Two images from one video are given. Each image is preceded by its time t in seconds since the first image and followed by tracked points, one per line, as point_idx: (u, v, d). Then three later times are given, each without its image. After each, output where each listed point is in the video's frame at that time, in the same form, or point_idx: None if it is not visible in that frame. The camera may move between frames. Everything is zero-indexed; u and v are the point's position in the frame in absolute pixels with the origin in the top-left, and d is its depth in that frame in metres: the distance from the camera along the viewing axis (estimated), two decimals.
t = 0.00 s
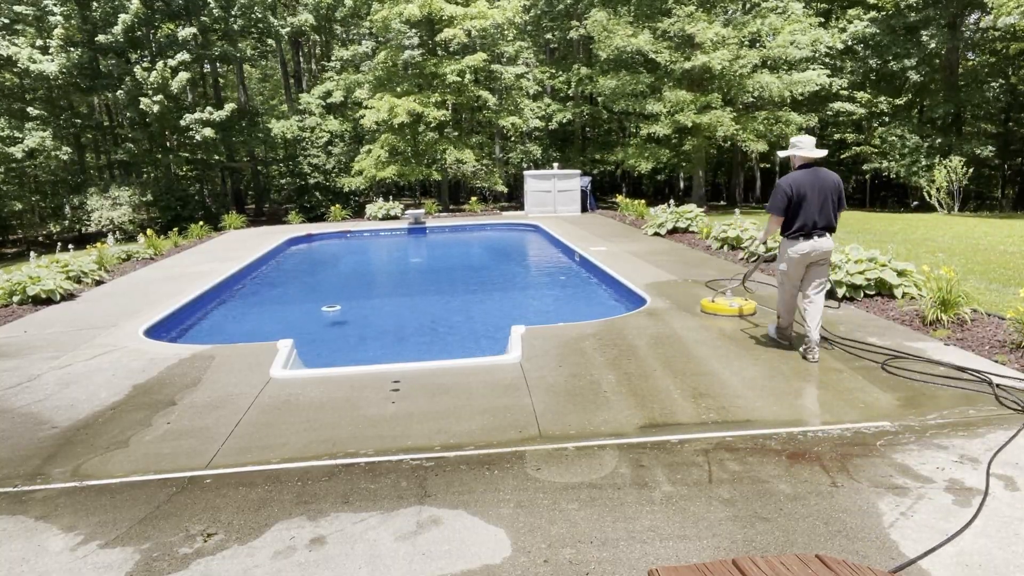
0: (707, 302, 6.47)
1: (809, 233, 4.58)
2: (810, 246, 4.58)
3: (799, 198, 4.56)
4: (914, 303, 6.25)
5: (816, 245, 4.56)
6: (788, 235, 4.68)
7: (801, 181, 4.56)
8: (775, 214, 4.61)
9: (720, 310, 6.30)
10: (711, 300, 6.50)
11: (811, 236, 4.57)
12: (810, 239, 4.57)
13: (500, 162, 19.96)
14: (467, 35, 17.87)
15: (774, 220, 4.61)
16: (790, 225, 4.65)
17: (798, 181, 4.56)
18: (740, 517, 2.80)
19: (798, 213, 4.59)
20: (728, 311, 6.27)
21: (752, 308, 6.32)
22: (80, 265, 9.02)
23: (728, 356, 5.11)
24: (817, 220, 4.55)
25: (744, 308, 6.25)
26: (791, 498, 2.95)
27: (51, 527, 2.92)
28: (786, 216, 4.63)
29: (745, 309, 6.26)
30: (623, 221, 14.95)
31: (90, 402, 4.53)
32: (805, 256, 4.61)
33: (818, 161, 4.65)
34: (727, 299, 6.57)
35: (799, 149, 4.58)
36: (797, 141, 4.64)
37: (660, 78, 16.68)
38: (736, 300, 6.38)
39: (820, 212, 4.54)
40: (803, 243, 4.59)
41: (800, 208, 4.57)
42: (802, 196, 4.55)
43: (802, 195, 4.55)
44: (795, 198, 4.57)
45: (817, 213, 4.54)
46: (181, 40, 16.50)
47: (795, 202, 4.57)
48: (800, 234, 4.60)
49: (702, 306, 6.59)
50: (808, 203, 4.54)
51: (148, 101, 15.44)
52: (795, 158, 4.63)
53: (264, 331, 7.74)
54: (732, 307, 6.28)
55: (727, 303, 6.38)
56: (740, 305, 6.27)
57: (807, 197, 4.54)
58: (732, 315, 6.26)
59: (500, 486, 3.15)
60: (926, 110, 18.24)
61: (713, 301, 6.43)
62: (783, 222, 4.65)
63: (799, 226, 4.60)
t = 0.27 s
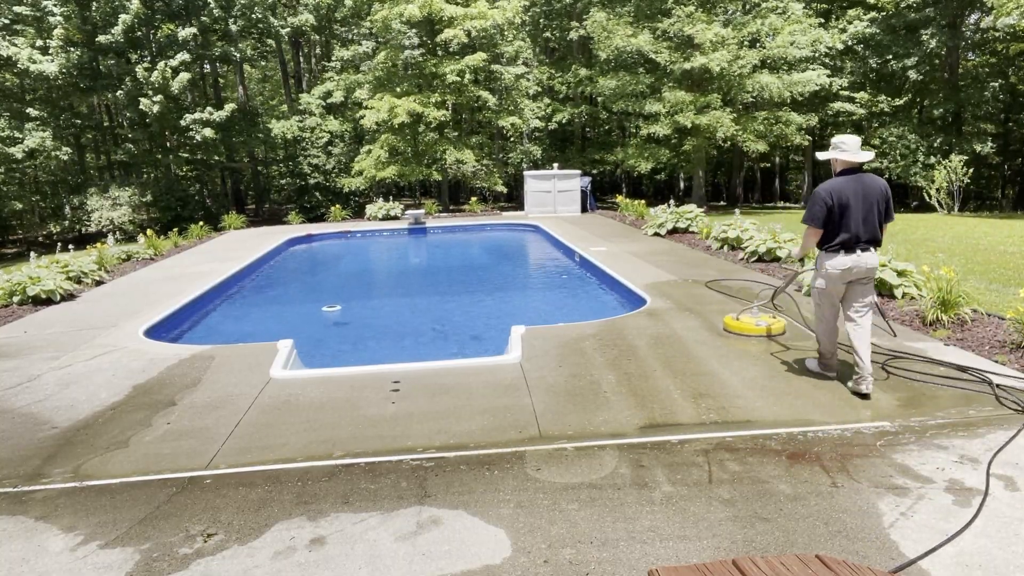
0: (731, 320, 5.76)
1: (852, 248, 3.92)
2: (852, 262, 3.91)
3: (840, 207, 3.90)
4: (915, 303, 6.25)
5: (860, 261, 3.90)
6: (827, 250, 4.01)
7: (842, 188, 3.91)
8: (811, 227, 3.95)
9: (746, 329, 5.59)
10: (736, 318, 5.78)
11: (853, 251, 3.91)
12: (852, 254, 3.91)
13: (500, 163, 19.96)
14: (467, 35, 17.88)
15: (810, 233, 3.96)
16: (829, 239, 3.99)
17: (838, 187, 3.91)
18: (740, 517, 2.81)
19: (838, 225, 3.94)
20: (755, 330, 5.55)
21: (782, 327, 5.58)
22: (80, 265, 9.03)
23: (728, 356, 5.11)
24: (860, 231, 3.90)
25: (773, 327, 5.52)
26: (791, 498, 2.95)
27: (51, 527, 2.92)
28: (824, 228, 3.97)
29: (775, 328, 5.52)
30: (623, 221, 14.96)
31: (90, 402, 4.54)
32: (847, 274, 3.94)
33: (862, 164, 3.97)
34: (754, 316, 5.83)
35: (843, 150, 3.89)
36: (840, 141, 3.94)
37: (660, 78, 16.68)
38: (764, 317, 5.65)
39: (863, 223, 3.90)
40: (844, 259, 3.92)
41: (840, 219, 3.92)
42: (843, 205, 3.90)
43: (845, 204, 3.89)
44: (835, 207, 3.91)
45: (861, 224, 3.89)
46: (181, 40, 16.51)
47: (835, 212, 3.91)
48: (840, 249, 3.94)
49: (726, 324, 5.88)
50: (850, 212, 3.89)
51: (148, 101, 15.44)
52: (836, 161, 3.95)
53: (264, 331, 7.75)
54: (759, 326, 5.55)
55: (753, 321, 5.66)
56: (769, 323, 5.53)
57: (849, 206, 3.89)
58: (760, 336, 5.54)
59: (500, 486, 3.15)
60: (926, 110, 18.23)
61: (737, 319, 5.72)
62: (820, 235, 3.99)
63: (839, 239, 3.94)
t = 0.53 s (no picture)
0: (770, 349, 4.89)
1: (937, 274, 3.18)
2: (936, 292, 3.18)
3: (922, 224, 3.16)
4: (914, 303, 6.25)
5: (946, 290, 3.17)
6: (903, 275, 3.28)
7: (925, 199, 3.17)
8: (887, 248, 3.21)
9: (788, 360, 4.72)
10: (775, 346, 4.93)
11: (938, 277, 3.17)
12: (936, 282, 3.17)
13: (500, 162, 19.96)
14: (467, 35, 17.89)
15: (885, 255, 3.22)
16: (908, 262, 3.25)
17: (920, 198, 3.17)
18: (741, 517, 2.81)
19: (920, 245, 3.19)
20: (799, 361, 4.68)
21: (832, 358, 4.70)
22: (80, 266, 9.03)
23: (728, 356, 5.11)
24: (946, 254, 3.16)
25: (821, 359, 4.65)
26: (791, 498, 2.95)
27: (51, 527, 2.92)
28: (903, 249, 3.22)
29: (823, 359, 4.65)
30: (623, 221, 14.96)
31: (90, 402, 4.54)
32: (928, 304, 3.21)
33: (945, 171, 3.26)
34: (797, 344, 4.95)
35: (920, 154, 3.24)
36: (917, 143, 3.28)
37: (660, 78, 16.70)
38: (810, 346, 4.78)
39: (950, 245, 3.16)
40: (926, 287, 3.19)
41: (923, 238, 3.17)
42: (926, 220, 3.16)
43: (929, 219, 3.16)
44: (918, 224, 3.17)
45: (947, 245, 3.16)
46: (181, 40, 16.51)
47: (917, 229, 3.17)
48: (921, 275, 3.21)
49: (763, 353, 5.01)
50: (934, 230, 3.15)
51: (148, 101, 15.45)
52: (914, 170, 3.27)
53: (265, 331, 7.75)
54: (804, 357, 4.69)
55: (796, 351, 4.79)
56: (816, 354, 4.67)
57: (934, 223, 3.15)
58: (804, 368, 4.67)
59: (500, 487, 3.15)
60: (926, 110, 18.24)
61: (777, 348, 4.85)
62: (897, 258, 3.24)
63: (921, 263, 3.20)
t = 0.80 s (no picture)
0: (840, 389, 4.00)
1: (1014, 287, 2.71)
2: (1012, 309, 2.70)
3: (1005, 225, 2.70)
4: (915, 303, 6.24)
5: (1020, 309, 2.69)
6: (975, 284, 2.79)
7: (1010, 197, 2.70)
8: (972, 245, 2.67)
9: (861, 403, 3.86)
10: (845, 384, 4.05)
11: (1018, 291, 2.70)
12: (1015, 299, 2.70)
13: (500, 162, 19.97)
14: (467, 36, 17.88)
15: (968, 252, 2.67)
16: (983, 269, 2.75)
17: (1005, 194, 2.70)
18: (741, 517, 2.80)
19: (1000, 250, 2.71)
20: (876, 405, 3.82)
21: (915, 402, 3.83)
22: (80, 266, 9.03)
23: (727, 356, 5.12)
24: None
25: (903, 403, 3.79)
26: (791, 498, 2.95)
27: (51, 527, 2.92)
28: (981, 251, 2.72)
29: (906, 403, 3.79)
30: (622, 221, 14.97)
31: (90, 402, 4.54)
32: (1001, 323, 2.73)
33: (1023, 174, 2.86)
34: (872, 381, 4.07)
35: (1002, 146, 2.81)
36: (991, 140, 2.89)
37: (660, 79, 16.70)
38: (889, 386, 3.91)
39: None
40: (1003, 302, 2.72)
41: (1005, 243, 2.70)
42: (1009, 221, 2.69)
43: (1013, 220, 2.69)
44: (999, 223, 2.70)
45: None
46: (181, 40, 16.49)
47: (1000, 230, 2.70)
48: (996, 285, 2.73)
49: (830, 391, 4.12)
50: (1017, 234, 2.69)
51: (149, 101, 15.45)
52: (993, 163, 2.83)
53: (265, 331, 7.75)
54: (882, 400, 3.82)
55: (872, 391, 3.91)
56: (897, 397, 3.80)
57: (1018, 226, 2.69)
58: (881, 413, 3.81)
59: (500, 487, 3.15)
60: (925, 110, 18.25)
61: (849, 387, 3.97)
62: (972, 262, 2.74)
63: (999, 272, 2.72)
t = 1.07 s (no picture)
0: (902, 389, 3.99)
1: None
2: None
3: None
4: (915, 303, 6.24)
5: None
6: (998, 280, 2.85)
7: None
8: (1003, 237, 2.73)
9: (920, 403, 3.83)
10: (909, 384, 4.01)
11: None
12: None
13: (500, 162, 19.97)
14: (467, 35, 17.88)
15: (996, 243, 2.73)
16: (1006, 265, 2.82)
17: None
18: (741, 517, 2.80)
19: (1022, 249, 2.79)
20: (934, 406, 3.78)
21: (978, 405, 3.76)
22: (80, 266, 9.03)
23: (727, 356, 5.12)
24: None
25: (962, 405, 3.73)
26: (791, 498, 2.95)
27: (51, 527, 2.92)
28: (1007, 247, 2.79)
29: (965, 405, 3.73)
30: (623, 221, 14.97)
31: (90, 402, 4.54)
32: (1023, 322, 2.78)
33: None
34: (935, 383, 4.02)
35: None
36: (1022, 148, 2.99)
37: (660, 79, 16.70)
38: (952, 388, 3.85)
39: None
40: None
41: None
42: None
43: None
44: None
45: None
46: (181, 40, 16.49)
47: None
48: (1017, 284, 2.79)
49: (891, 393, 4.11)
50: None
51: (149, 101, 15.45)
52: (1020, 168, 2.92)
53: (264, 331, 7.75)
54: (941, 401, 3.78)
55: (933, 393, 3.87)
56: (957, 399, 3.74)
57: None
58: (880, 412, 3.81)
59: (500, 487, 3.15)
60: (926, 110, 18.23)
61: (911, 387, 3.95)
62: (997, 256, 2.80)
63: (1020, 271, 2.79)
